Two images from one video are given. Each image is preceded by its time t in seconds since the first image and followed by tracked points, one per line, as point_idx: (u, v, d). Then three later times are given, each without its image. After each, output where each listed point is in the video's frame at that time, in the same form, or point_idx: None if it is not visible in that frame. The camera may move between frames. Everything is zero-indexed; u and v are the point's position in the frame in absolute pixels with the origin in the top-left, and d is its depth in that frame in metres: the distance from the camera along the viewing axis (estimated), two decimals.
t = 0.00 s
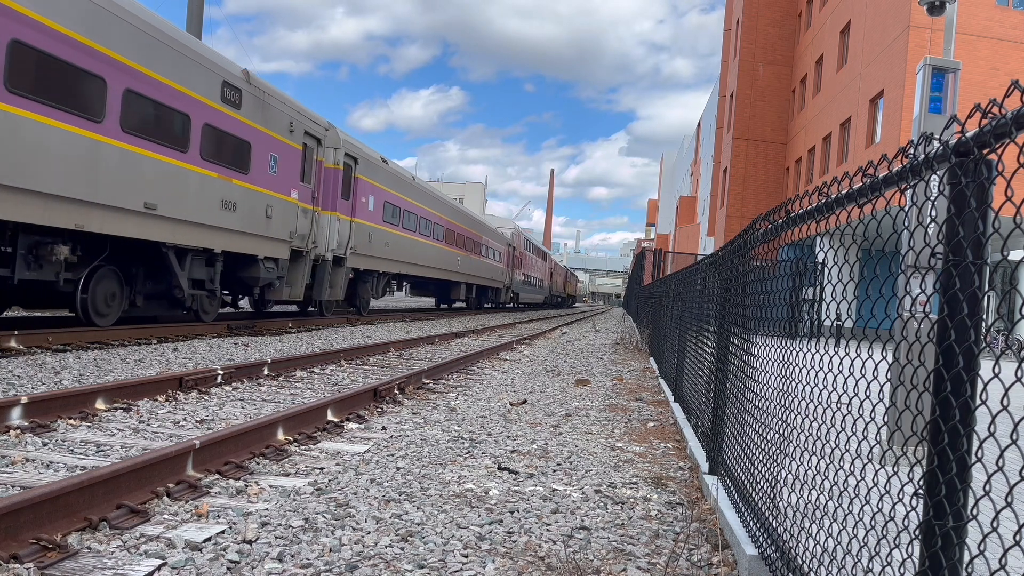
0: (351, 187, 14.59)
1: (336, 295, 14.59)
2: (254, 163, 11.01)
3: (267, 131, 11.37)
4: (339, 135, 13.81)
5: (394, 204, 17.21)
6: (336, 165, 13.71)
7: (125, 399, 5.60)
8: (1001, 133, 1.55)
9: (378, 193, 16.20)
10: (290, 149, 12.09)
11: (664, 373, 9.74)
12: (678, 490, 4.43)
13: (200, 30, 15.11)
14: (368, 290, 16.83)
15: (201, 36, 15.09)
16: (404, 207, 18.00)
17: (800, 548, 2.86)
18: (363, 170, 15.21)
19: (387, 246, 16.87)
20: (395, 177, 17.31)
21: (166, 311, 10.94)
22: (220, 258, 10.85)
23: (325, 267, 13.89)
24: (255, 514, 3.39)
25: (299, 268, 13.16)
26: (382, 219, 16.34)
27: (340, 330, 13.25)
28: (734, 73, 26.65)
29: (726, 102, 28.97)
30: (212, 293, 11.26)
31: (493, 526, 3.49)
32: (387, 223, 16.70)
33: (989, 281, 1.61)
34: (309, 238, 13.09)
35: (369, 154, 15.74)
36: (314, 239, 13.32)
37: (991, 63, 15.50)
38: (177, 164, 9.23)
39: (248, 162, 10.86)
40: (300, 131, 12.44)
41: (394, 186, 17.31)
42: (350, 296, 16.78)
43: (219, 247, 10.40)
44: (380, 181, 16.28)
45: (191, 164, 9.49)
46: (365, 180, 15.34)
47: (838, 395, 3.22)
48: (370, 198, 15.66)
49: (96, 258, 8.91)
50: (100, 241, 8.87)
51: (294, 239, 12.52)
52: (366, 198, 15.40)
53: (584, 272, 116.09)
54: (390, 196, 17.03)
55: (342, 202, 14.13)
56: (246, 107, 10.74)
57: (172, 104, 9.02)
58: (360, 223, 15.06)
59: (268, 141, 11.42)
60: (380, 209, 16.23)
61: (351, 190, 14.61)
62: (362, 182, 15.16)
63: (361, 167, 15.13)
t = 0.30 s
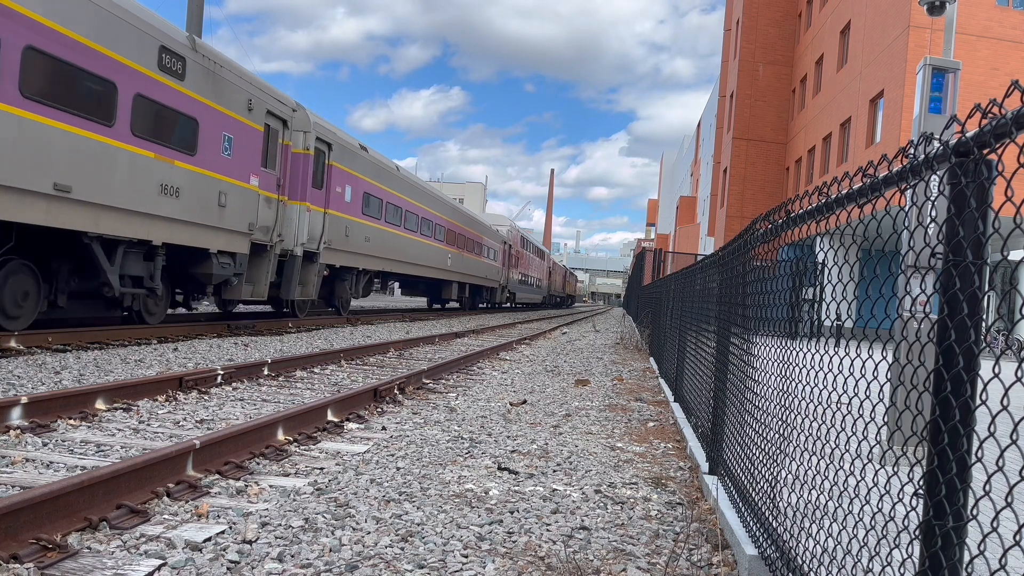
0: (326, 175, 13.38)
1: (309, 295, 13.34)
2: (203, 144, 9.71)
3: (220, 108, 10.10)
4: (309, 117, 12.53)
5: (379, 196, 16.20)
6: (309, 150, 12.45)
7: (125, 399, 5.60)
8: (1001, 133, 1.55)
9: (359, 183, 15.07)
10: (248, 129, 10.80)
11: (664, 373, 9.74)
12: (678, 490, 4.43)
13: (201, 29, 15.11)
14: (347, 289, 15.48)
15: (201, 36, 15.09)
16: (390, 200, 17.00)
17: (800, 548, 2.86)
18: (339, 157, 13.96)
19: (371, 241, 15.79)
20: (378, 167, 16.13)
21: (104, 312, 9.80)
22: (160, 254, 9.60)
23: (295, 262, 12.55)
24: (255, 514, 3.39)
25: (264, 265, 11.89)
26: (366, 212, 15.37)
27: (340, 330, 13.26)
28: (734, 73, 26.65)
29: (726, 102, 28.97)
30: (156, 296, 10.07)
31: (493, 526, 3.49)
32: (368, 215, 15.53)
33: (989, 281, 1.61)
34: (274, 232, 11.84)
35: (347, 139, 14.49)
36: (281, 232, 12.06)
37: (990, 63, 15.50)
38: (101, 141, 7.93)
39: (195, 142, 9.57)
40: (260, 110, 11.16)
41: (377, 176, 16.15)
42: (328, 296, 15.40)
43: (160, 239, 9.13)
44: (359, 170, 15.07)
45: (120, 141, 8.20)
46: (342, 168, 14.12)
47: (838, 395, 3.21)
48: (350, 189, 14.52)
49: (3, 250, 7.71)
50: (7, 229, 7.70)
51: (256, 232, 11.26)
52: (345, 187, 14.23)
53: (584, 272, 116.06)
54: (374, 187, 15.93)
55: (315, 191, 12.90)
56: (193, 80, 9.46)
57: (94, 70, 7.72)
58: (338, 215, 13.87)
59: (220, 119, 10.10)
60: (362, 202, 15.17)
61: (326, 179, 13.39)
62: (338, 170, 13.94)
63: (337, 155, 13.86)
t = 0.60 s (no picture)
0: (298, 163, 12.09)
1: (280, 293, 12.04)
2: (145, 120, 8.33)
3: (167, 81, 8.72)
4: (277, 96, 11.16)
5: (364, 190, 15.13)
6: (278, 135, 11.12)
7: (125, 399, 5.60)
8: (1000, 133, 1.55)
9: (339, 173, 13.86)
10: (204, 107, 9.45)
11: (664, 373, 9.74)
12: (678, 490, 4.43)
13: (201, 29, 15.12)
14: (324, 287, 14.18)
15: (201, 36, 15.10)
16: (376, 193, 15.90)
17: (800, 548, 2.86)
18: (314, 144, 12.65)
19: (351, 235, 14.57)
20: (360, 156, 14.88)
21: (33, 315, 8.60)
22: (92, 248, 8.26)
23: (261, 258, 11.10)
24: (255, 514, 3.39)
25: (222, 261, 10.53)
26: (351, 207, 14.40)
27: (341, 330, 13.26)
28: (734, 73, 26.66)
29: (726, 102, 28.96)
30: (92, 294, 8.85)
31: (493, 526, 3.49)
32: (348, 207, 14.29)
33: (989, 281, 1.61)
34: (235, 224, 10.48)
35: (322, 123, 13.17)
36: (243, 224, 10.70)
37: (991, 63, 15.50)
38: (10, 112, 6.61)
39: (135, 118, 8.19)
40: (218, 85, 9.76)
41: (359, 166, 14.93)
42: (306, 296, 14.20)
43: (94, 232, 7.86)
44: (339, 159, 13.83)
45: (35, 114, 6.87)
46: (317, 156, 12.84)
47: (838, 395, 3.21)
48: (326, 177, 13.29)
49: None
50: None
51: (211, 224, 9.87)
52: (321, 176, 13.01)
53: (584, 272, 116.02)
54: (357, 179, 14.77)
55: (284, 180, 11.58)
56: (130, 45, 8.06)
57: None
58: (311, 207, 12.60)
59: (166, 93, 8.70)
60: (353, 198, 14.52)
61: (297, 166, 12.09)
62: (312, 157, 12.59)
63: (311, 141, 12.56)
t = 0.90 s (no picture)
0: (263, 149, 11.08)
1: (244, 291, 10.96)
2: (65, 92, 7.20)
3: (99, 47, 7.61)
4: (238, 73, 10.03)
5: (343, 181, 14.21)
6: (239, 116, 10.02)
7: (125, 399, 5.60)
8: (1001, 133, 1.55)
9: (314, 161, 12.91)
10: (143, 78, 8.34)
11: (664, 373, 9.74)
12: (678, 490, 4.43)
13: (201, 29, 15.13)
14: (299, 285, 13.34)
15: (201, 36, 15.11)
16: (358, 184, 14.95)
17: (800, 548, 2.86)
18: (281, 129, 11.65)
19: (328, 229, 13.63)
20: (338, 143, 13.90)
21: None
22: None
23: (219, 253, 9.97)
24: (255, 514, 3.39)
25: (173, 256, 9.37)
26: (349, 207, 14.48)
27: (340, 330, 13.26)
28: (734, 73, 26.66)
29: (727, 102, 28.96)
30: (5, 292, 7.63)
31: (493, 526, 3.49)
32: (324, 198, 13.36)
33: (989, 281, 1.61)
34: (188, 214, 9.35)
35: (292, 107, 12.13)
36: (198, 215, 9.58)
37: (991, 63, 15.50)
38: None
39: (54, 89, 7.07)
40: (161, 54, 8.63)
41: (338, 155, 13.95)
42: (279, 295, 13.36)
43: (54, 228, 7.40)
44: (313, 146, 12.84)
45: None
46: (286, 142, 11.84)
47: (838, 395, 3.21)
48: (297, 166, 12.29)
49: None
50: None
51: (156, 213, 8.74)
52: (292, 164, 12.06)
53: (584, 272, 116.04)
54: (336, 170, 13.84)
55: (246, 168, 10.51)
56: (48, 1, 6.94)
57: None
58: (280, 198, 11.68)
59: (95, 59, 7.55)
60: (349, 196, 14.49)
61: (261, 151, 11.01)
62: (280, 142, 11.60)
63: (279, 126, 11.56)
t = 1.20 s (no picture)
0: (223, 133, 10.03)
1: (199, 292, 9.93)
2: None
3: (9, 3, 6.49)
4: (188, 42, 9.02)
5: (317, 170, 13.10)
6: (189, 92, 8.99)
7: (125, 399, 5.60)
8: (1000, 133, 1.55)
9: (283, 147, 11.76)
10: (64, 39, 7.21)
11: (664, 373, 9.74)
12: (678, 490, 4.43)
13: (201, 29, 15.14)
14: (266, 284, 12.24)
15: (201, 36, 15.12)
16: (333, 175, 13.79)
17: (800, 548, 2.86)
18: (242, 110, 10.52)
19: (300, 223, 12.53)
20: (311, 129, 12.74)
21: None
22: None
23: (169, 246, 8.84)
24: (255, 514, 3.39)
25: (108, 249, 8.18)
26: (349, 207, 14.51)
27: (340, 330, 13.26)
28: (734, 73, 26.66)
29: (726, 102, 28.96)
30: None
31: (493, 526, 3.49)
32: (294, 189, 12.22)
33: (989, 281, 1.61)
34: (127, 202, 8.20)
35: (255, 86, 10.97)
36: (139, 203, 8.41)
37: (990, 63, 15.51)
38: None
39: None
40: (87, 14, 7.50)
41: (311, 142, 12.79)
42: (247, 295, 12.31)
43: None
44: (282, 131, 11.70)
45: None
46: (249, 125, 10.74)
47: (838, 395, 3.20)
48: (262, 151, 11.14)
49: None
50: None
51: (84, 198, 7.58)
52: (257, 149, 10.95)
53: (584, 272, 116.02)
54: (309, 158, 12.73)
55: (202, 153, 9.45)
56: None
57: None
58: (242, 186, 10.57)
59: None
60: (349, 196, 14.47)
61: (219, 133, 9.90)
62: (240, 124, 10.48)
63: (239, 106, 10.42)
